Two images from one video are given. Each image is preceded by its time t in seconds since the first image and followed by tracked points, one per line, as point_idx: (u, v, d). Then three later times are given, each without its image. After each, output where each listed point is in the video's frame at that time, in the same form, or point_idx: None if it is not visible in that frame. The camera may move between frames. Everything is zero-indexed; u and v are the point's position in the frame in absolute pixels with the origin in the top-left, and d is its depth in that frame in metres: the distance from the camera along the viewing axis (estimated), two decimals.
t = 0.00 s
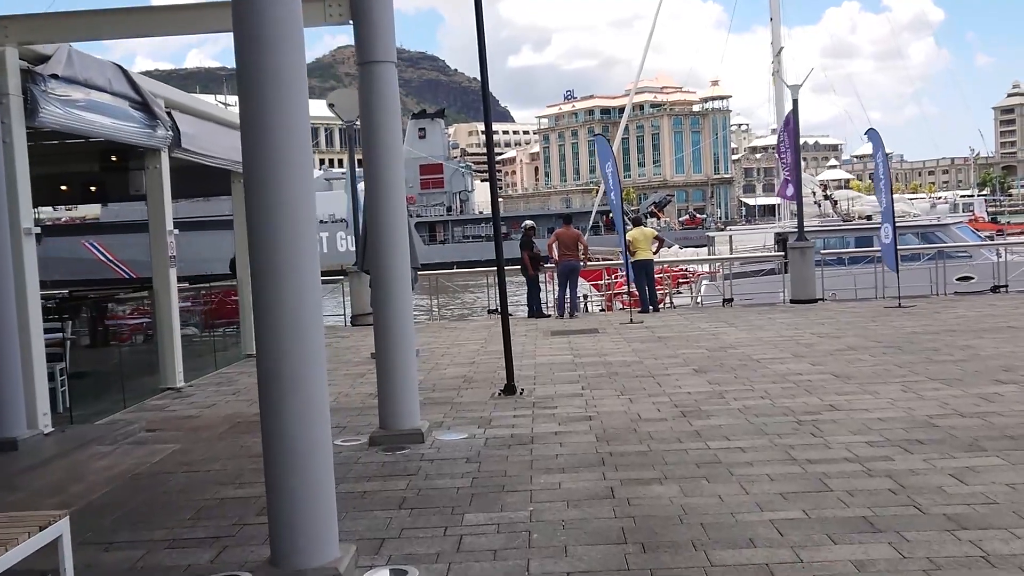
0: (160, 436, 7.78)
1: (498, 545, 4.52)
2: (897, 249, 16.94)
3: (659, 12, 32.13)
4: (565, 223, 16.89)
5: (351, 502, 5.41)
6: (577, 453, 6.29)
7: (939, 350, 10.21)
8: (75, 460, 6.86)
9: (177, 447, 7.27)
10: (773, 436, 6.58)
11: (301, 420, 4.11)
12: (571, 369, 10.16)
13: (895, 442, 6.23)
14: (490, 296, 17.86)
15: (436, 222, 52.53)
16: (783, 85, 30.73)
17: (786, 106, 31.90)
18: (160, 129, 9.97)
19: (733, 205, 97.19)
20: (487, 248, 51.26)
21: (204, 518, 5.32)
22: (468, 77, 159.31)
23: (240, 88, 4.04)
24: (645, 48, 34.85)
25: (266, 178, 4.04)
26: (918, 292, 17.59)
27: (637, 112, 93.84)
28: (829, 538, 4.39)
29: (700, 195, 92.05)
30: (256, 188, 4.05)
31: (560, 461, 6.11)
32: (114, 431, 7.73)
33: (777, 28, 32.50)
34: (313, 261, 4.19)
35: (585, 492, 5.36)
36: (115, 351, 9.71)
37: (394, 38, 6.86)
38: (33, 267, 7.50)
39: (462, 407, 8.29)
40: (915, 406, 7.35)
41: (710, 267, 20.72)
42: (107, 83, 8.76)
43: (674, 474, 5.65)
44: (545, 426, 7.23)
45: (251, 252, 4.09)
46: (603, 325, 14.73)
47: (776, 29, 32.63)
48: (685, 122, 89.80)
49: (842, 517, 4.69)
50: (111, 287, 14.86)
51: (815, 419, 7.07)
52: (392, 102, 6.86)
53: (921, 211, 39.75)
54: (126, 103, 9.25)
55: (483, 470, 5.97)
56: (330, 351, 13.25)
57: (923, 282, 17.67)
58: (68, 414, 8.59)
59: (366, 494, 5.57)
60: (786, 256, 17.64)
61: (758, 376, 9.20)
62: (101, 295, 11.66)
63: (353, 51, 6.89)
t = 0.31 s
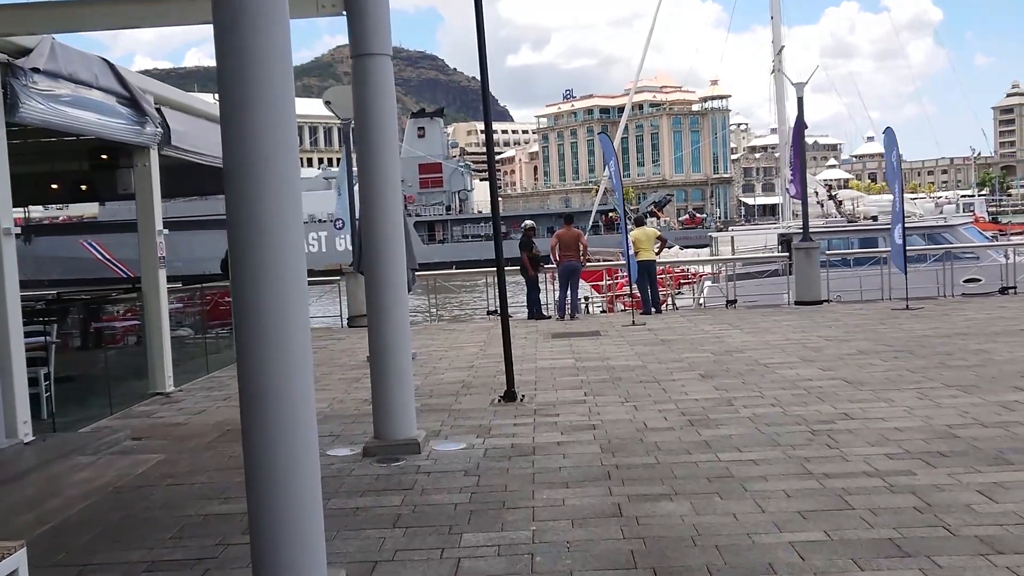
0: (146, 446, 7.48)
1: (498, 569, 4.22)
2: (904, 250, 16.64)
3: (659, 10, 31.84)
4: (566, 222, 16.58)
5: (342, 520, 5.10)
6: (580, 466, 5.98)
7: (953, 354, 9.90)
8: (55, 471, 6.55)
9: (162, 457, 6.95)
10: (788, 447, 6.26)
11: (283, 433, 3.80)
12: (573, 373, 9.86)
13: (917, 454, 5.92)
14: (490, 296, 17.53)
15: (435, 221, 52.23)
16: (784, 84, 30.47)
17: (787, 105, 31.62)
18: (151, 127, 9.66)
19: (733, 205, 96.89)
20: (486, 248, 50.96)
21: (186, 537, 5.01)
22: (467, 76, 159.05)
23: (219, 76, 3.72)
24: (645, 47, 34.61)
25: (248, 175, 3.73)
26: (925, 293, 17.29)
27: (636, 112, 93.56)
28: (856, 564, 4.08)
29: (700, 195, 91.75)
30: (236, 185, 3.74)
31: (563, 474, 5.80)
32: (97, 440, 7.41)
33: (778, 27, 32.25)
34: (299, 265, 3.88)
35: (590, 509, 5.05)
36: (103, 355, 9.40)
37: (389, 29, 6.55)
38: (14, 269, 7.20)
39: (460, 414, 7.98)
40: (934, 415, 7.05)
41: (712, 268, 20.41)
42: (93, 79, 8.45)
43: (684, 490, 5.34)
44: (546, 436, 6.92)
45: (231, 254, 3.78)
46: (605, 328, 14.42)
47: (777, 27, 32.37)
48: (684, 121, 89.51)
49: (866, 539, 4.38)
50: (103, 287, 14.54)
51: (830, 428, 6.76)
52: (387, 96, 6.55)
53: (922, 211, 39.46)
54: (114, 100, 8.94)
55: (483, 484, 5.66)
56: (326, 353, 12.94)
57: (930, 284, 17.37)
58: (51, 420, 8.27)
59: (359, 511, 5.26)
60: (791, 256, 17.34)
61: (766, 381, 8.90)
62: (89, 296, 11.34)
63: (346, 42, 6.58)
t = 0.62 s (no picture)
0: (129, 450, 7.17)
1: None
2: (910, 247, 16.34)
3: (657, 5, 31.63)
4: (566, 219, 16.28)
5: (329, 533, 4.79)
6: (583, 474, 5.67)
7: (965, 354, 9.61)
8: (32, 477, 6.24)
9: (146, 463, 6.63)
10: (800, 453, 5.96)
11: (260, 443, 3.45)
12: (573, 374, 9.55)
13: (938, 461, 5.62)
14: (488, 294, 17.22)
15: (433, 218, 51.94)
16: (785, 80, 30.19)
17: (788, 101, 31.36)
18: (137, 119, 9.32)
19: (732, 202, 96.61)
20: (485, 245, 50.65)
21: (163, 552, 4.69)
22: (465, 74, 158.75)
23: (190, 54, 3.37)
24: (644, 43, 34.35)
25: (222, 163, 3.38)
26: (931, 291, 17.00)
27: (635, 109, 93.23)
28: None
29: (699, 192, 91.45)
30: (209, 173, 3.39)
31: (565, 483, 5.50)
32: (79, 444, 7.09)
33: (778, 22, 31.99)
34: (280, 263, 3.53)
35: (593, 521, 4.74)
36: (86, 357, 9.07)
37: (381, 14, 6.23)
38: None
39: (457, 417, 7.68)
40: (951, 418, 6.75)
41: (714, 265, 20.12)
42: (75, 69, 8.11)
43: (693, 501, 5.02)
44: (546, 440, 6.61)
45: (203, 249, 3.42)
46: (605, 327, 14.12)
47: (777, 23, 32.11)
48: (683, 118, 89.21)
49: (892, 556, 4.07)
50: (93, 285, 14.22)
51: (844, 433, 6.46)
52: (380, 85, 6.24)
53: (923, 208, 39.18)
54: (98, 91, 8.60)
55: (480, 493, 5.35)
56: (320, 353, 12.62)
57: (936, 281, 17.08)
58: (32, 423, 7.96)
59: (348, 522, 4.96)
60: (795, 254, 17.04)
61: (774, 382, 8.61)
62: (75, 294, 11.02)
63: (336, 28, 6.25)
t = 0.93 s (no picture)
0: (114, 460, 6.87)
1: None
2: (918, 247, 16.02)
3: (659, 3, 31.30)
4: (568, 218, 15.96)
5: (321, 557, 4.49)
6: (589, 490, 5.36)
7: (982, 359, 9.30)
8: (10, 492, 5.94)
9: (130, 476, 6.33)
10: (817, 468, 5.66)
11: (239, 448, 3.27)
12: (577, 379, 9.25)
13: (965, 478, 5.32)
14: (489, 295, 16.90)
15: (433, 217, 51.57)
16: (788, 77, 29.85)
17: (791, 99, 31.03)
18: (125, 116, 9.05)
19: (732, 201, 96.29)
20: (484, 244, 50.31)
21: None
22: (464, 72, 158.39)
23: (164, 40, 3.17)
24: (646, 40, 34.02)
25: (199, 157, 3.18)
26: (938, 292, 16.69)
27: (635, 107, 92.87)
28: None
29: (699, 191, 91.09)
30: (185, 166, 3.19)
31: (572, 501, 5.18)
32: (61, 455, 6.78)
33: (781, 19, 31.66)
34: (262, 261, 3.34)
35: (602, 545, 4.43)
36: (71, 362, 8.66)
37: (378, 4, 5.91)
38: None
39: (456, 426, 7.39)
40: (974, 430, 6.44)
41: (717, 266, 19.80)
42: (60, 63, 7.82)
43: (708, 521, 4.72)
44: (551, 453, 6.31)
45: (178, 246, 3.23)
46: (608, 329, 13.81)
47: (780, 19, 31.78)
48: (683, 117, 88.87)
49: None
50: (84, 286, 13.89)
51: (863, 445, 6.16)
52: (377, 79, 5.94)
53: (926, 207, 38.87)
54: (85, 87, 8.33)
55: (482, 513, 5.04)
56: (319, 356, 12.31)
57: (944, 283, 16.77)
58: (15, 433, 7.64)
59: (342, 545, 4.65)
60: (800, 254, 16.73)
61: (785, 389, 8.31)
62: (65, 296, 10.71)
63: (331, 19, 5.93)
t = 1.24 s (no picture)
0: (99, 466, 6.56)
1: None
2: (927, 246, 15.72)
3: None
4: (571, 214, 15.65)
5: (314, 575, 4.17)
6: (600, 502, 5.05)
7: (1000, 360, 8.99)
8: None
9: (115, 484, 6.03)
10: (840, 477, 5.35)
11: (221, 458, 2.99)
12: (582, 381, 8.94)
13: (998, 488, 5.02)
14: (489, 294, 16.60)
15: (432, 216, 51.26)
16: (791, 74, 29.56)
17: (793, 96, 30.75)
18: (114, 108, 8.76)
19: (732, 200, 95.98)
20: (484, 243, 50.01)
21: None
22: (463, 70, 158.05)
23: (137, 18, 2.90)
24: (647, 38, 33.76)
25: (176, 142, 2.91)
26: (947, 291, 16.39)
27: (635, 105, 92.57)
28: None
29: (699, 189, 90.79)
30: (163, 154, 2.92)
31: (582, 513, 4.88)
32: (43, 462, 6.48)
33: (783, 15, 31.38)
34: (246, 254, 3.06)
35: (616, 563, 4.12)
36: (58, 362, 8.38)
37: None
38: None
39: (458, 430, 7.08)
40: (1002, 436, 6.13)
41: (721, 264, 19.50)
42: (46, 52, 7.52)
43: (729, 535, 4.41)
44: (557, 461, 6.00)
45: (154, 243, 2.96)
46: (612, 329, 13.50)
47: (782, 15, 31.50)
48: (682, 115, 88.57)
49: None
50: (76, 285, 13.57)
51: (887, 452, 5.85)
52: (375, 68, 5.63)
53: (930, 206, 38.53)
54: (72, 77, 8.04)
55: (485, 526, 4.73)
56: (315, 356, 12.00)
57: (953, 282, 16.47)
58: None
59: (336, 561, 4.34)
60: (807, 252, 16.43)
61: (799, 391, 8.01)
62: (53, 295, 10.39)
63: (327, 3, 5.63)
